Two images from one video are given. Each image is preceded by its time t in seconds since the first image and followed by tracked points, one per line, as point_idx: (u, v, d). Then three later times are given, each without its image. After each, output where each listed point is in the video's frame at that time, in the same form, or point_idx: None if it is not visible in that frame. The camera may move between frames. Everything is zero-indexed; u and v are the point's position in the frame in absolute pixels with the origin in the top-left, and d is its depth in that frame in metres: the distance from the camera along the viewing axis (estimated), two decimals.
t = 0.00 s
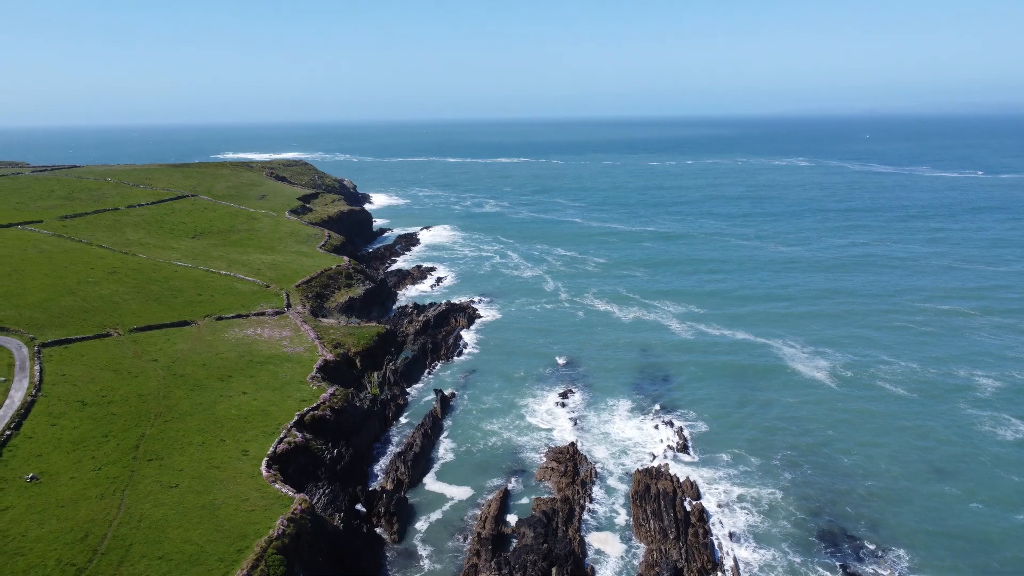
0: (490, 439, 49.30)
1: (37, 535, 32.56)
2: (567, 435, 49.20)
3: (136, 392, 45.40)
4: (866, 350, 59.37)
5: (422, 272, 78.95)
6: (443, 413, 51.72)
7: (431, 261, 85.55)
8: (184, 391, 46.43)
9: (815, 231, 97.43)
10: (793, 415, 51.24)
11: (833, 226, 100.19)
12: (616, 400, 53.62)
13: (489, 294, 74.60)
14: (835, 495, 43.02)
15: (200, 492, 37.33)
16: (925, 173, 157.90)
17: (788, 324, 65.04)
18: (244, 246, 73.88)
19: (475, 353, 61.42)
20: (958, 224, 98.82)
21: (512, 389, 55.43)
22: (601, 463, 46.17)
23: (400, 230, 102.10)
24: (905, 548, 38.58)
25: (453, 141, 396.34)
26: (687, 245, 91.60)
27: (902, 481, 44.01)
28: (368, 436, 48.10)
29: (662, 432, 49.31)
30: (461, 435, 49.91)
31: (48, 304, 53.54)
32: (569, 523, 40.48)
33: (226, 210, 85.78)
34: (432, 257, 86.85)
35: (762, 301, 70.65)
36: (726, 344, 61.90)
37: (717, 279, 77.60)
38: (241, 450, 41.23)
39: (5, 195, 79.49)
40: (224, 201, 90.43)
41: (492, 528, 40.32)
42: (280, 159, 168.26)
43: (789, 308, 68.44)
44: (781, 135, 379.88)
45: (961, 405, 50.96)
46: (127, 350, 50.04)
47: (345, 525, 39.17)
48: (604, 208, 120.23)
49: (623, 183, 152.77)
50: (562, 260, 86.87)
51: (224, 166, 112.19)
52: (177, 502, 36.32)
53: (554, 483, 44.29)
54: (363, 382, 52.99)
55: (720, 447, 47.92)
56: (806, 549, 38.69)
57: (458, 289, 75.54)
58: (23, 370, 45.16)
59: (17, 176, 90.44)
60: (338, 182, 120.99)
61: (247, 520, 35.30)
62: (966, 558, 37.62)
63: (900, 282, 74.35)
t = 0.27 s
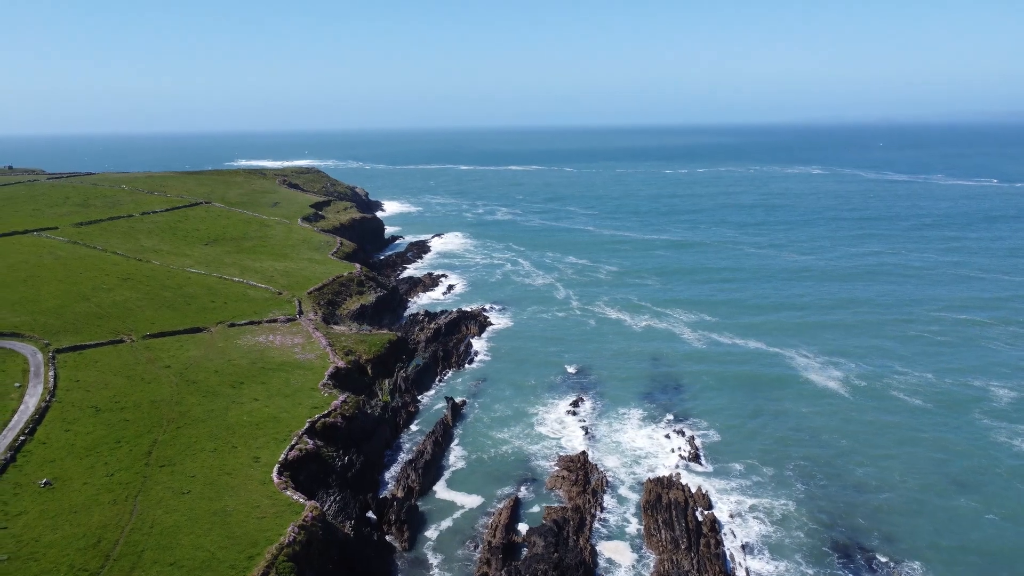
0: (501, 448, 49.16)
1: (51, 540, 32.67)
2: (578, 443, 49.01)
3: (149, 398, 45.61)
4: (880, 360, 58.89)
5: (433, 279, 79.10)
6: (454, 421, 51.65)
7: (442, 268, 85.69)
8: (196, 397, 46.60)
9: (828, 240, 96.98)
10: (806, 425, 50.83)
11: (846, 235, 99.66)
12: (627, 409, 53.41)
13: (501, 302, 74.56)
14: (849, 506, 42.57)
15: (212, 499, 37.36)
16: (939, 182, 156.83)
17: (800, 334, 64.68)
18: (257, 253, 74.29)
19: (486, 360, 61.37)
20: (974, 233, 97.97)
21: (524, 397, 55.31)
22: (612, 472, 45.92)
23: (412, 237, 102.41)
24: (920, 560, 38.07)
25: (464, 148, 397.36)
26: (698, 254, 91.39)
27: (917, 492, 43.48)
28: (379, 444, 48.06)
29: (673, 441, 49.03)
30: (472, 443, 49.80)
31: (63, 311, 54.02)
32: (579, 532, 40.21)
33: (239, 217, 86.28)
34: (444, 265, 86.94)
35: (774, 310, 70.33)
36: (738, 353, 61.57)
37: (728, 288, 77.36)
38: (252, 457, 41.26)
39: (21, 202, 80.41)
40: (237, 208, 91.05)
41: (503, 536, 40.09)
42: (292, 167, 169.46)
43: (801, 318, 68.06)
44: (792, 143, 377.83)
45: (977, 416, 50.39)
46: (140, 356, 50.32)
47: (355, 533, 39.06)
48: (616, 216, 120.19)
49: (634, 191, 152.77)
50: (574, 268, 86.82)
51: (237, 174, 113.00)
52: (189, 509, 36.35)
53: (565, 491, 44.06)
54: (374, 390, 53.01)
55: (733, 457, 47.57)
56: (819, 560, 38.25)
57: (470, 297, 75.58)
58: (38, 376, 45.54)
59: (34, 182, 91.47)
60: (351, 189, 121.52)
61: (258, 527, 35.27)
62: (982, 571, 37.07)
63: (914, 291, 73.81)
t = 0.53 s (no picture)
0: (511, 456, 49.01)
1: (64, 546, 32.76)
2: (589, 452, 48.77)
3: (162, 404, 45.81)
4: (895, 370, 58.36)
5: (445, 287, 79.19)
6: (464, 429, 51.58)
7: (453, 276, 85.78)
8: (209, 403, 46.76)
9: (840, 248, 96.46)
10: (819, 435, 50.38)
11: (859, 243, 99.08)
12: (639, 418, 53.15)
13: (512, 309, 74.51)
14: (863, 516, 42.08)
15: (223, 506, 37.37)
16: (954, 190, 155.63)
17: (813, 343, 64.25)
18: (269, 260, 74.66)
19: (497, 368, 61.30)
20: (989, 242, 97.08)
21: (535, 405, 55.17)
22: (623, 481, 45.65)
23: (423, 244, 102.65)
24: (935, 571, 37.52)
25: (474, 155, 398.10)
26: (710, 262, 91.12)
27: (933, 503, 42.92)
28: (390, 451, 48.03)
29: (685, 451, 48.71)
30: (482, 451, 49.68)
31: (78, 317, 54.44)
32: (590, 541, 39.90)
33: (251, 224, 86.77)
34: (455, 272, 87.00)
35: (787, 319, 69.96)
36: (751, 362, 61.20)
37: (741, 296, 77.02)
38: (263, 464, 41.28)
39: (38, 209, 81.28)
40: (250, 215, 91.62)
41: (513, 544, 39.83)
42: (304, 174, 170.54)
43: (814, 327, 67.64)
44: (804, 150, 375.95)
45: (993, 427, 49.79)
46: (154, 362, 50.56)
47: (366, 540, 38.95)
48: (627, 224, 120.10)
49: (645, 199, 152.65)
50: (585, 276, 86.71)
51: (251, 181, 113.82)
52: (200, 515, 36.37)
53: (576, 500, 43.80)
54: (385, 397, 53.09)
55: (745, 467, 47.19)
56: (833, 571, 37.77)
57: (481, 305, 75.59)
58: (53, 382, 45.84)
59: (50, 189, 92.48)
60: (362, 197, 122.00)
61: (269, 533, 35.25)
62: None
63: (929, 300, 73.19)
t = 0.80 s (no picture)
0: (520, 463, 48.87)
1: (74, 551, 32.80)
2: (598, 460, 48.57)
3: (172, 410, 45.95)
4: (906, 378, 57.90)
5: (453, 293, 79.23)
6: (473, 435, 51.49)
7: (462, 282, 85.85)
8: (218, 409, 46.87)
9: (851, 255, 96.01)
10: (830, 444, 49.99)
11: (870, 251, 98.55)
12: (648, 426, 52.91)
13: (521, 316, 74.44)
14: (873, 525, 41.66)
15: (232, 512, 37.35)
16: (966, 197, 154.51)
17: (824, 351, 63.86)
18: (279, 266, 74.94)
19: (506, 375, 61.21)
20: (1001, 250, 96.27)
21: (543, 413, 55.04)
22: (632, 489, 45.40)
23: (432, 250, 102.83)
24: None
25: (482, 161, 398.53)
26: (719, 269, 90.89)
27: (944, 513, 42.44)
28: (398, 457, 47.97)
29: (694, 459, 48.42)
30: (490, 458, 49.56)
31: (89, 322, 54.78)
32: (599, 549, 39.62)
33: (261, 230, 87.15)
34: (464, 278, 87.07)
35: (797, 327, 69.61)
36: (761, 370, 60.88)
37: (750, 304, 76.70)
38: (272, 470, 41.28)
39: (51, 214, 81.96)
40: (260, 221, 92.05)
41: (521, 552, 39.59)
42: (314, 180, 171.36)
43: (824, 335, 67.27)
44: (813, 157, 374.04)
45: (1006, 437, 49.25)
46: (164, 368, 50.74)
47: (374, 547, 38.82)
48: (636, 230, 119.95)
49: (654, 205, 152.52)
50: (594, 283, 86.58)
51: (261, 187, 114.40)
52: (209, 521, 36.37)
53: (584, 507, 43.56)
54: (393, 403, 53.10)
55: (755, 475, 46.84)
56: None
57: (490, 311, 75.56)
58: (64, 387, 46.08)
59: (63, 195, 93.30)
60: (372, 202, 122.38)
61: (278, 540, 35.20)
62: None
63: (940, 308, 72.66)
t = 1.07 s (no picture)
0: (526, 468, 48.75)
1: (82, 555, 32.85)
2: (605, 466, 48.39)
3: (180, 414, 46.06)
4: (915, 385, 57.55)
5: (461, 298, 79.28)
6: (479, 441, 51.42)
7: (469, 287, 85.91)
8: (226, 413, 46.94)
9: (859, 261, 95.61)
10: (838, 450, 49.70)
11: (878, 256, 98.12)
12: (656, 432, 52.70)
13: (528, 321, 74.36)
14: (883, 532, 41.33)
15: (240, 516, 37.35)
16: (976, 202, 153.58)
17: (832, 357, 63.53)
18: (286, 270, 75.17)
19: (513, 380, 61.16)
20: (1012, 256, 95.62)
21: (550, 418, 54.93)
22: (639, 495, 45.18)
23: (439, 255, 102.91)
24: None
25: (488, 165, 398.74)
26: (727, 275, 90.64)
27: (955, 521, 42.05)
28: (405, 462, 47.94)
29: (702, 465, 48.19)
30: (497, 463, 49.47)
31: (98, 327, 55.03)
32: (606, 555, 39.42)
33: (269, 234, 87.42)
34: (471, 283, 87.12)
35: (805, 332, 69.32)
36: (769, 376, 60.59)
37: (758, 309, 76.45)
38: (279, 474, 41.29)
39: (61, 219, 82.45)
40: (268, 225, 92.38)
41: (528, 558, 39.38)
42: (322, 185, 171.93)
43: (833, 341, 66.98)
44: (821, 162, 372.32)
45: (1017, 444, 48.85)
46: (172, 372, 50.88)
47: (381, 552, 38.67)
48: (643, 235, 119.81)
49: (661, 210, 152.36)
50: (601, 288, 86.48)
51: (270, 191, 114.84)
52: (216, 525, 36.35)
53: (591, 513, 43.38)
54: (400, 408, 53.09)
55: (763, 482, 46.56)
56: None
57: (497, 316, 75.55)
58: (72, 391, 46.26)
59: (73, 199, 93.89)
60: (379, 207, 122.62)
61: (284, 544, 35.18)
62: None
63: (949, 314, 72.22)
